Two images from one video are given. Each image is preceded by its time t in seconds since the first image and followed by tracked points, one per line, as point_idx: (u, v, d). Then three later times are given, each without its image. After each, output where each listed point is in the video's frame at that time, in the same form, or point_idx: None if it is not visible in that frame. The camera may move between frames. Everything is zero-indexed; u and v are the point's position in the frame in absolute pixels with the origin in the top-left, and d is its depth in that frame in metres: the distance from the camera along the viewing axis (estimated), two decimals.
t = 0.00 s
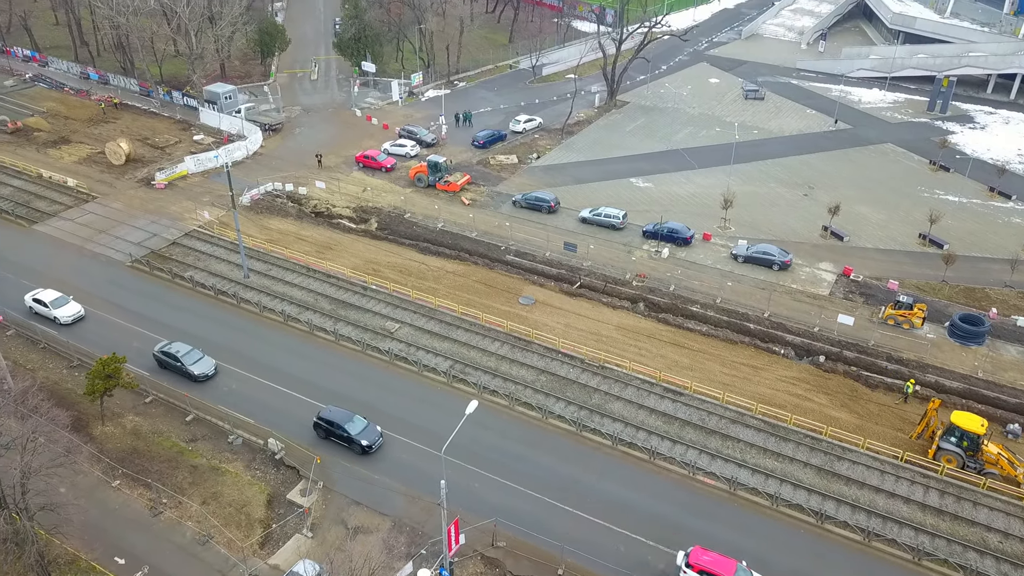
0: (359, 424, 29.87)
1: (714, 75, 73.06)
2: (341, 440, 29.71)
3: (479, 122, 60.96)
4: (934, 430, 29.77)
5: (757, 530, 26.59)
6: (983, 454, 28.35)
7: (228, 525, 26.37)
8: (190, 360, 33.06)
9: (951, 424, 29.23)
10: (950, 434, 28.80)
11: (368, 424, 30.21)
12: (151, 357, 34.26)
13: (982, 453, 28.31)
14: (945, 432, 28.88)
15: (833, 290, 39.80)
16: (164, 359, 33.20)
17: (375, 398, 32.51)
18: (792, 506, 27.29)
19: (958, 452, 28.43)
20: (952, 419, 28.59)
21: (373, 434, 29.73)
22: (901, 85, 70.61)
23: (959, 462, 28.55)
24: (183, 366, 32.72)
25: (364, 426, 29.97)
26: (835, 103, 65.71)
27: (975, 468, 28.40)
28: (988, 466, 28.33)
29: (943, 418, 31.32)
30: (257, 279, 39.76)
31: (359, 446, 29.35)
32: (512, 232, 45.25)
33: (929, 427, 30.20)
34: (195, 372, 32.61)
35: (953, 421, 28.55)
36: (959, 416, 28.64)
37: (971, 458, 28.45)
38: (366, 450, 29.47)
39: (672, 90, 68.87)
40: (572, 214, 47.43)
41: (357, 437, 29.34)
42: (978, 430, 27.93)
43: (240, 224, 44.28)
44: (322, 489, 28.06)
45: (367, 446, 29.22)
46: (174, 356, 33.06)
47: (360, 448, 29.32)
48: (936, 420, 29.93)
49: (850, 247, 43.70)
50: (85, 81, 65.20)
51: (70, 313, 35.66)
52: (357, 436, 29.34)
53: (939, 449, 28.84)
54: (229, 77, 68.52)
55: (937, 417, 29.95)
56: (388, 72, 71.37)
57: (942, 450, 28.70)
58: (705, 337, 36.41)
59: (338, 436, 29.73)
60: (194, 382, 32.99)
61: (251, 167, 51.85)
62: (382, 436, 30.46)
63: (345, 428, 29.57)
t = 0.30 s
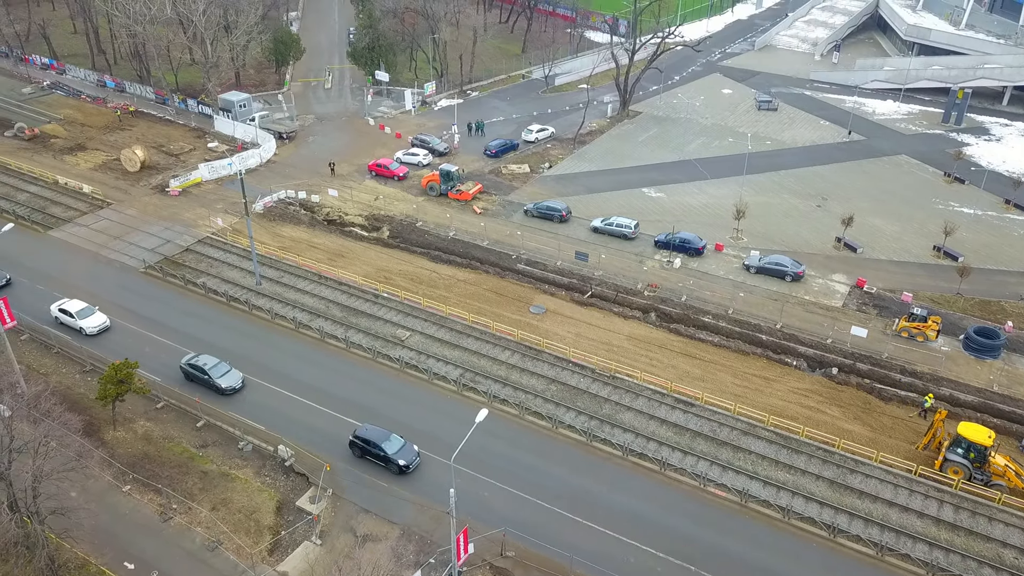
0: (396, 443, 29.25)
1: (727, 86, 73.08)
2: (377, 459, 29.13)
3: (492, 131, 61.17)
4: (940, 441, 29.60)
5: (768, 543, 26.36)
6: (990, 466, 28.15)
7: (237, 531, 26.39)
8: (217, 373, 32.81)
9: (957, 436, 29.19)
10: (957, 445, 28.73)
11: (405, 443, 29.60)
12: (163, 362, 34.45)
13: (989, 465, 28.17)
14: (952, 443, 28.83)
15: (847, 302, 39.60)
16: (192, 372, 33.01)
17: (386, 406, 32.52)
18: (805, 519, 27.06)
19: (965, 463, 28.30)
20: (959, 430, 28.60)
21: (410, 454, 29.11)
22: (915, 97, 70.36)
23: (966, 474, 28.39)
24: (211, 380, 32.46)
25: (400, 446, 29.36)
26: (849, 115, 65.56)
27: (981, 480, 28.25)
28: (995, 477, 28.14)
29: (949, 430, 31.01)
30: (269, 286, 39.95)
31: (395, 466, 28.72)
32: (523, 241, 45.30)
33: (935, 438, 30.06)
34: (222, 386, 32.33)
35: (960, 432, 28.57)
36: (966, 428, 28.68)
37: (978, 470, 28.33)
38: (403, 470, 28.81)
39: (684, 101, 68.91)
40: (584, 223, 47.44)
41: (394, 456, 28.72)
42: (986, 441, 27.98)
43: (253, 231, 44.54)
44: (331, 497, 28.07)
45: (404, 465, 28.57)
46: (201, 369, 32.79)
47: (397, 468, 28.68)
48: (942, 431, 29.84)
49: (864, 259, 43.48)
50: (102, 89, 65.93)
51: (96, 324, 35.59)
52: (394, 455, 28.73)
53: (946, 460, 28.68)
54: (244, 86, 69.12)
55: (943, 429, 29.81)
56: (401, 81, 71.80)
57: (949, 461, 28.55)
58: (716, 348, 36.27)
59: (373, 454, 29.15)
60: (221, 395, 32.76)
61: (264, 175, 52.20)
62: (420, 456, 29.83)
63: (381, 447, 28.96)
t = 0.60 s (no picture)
0: (435, 464, 28.63)
1: (740, 96, 73.07)
2: (415, 480, 28.52)
3: (504, 140, 61.38)
4: (947, 453, 29.41)
5: (779, 556, 26.13)
6: (997, 478, 27.98)
7: (247, 538, 26.43)
8: (245, 387, 32.57)
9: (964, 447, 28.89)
10: (964, 457, 28.41)
11: (443, 464, 28.98)
12: (176, 368, 34.65)
13: (997, 476, 27.91)
14: (959, 455, 28.55)
15: (860, 314, 39.38)
16: (219, 385, 32.83)
17: (396, 414, 32.53)
18: (817, 533, 26.82)
19: (972, 474, 27.98)
20: (967, 441, 28.33)
21: (449, 475, 28.51)
22: (930, 108, 70.11)
23: (973, 486, 28.08)
24: (238, 394, 32.23)
25: (439, 467, 28.75)
26: (863, 126, 65.37)
27: (989, 492, 27.94)
28: (1002, 489, 27.97)
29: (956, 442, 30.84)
30: (282, 293, 40.14)
31: (435, 488, 28.10)
32: (535, 250, 45.34)
33: (941, 450, 29.89)
34: (249, 401, 32.06)
35: (968, 443, 28.28)
36: (973, 439, 28.38)
37: (985, 481, 28.02)
38: (442, 492, 28.22)
39: (697, 111, 68.95)
40: (595, 232, 47.45)
41: (433, 478, 28.11)
42: (993, 453, 27.64)
43: (266, 239, 44.81)
44: (341, 504, 28.06)
45: (444, 488, 27.98)
46: (228, 383, 32.59)
47: (437, 490, 28.07)
48: (948, 442, 29.58)
49: (878, 270, 43.25)
50: (119, 96, 66.67)
51: (122, 335, 35.52)
52: (433, 477, 28.13)
53: (953, 472, 28.40)
54: (259, 94, 69.72)
55: (950, 439, 29.52)
56: (414, 90, 72.23)
57: (956, 473, 28.28)
58: (728, 359, 36.11)
59: (411, 475, 28.54)
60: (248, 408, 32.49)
61: (278, 182, 52.55)
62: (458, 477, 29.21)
63: (420, 468, 28.35)
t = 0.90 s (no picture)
0: (477, 488, 27.83)
1: (753, 107, 72.99)
2: (456, 504, 27.74)
3: (517, 150, 61.55)
4: (954, 464, 29.24)
5: (791, 569, 25.89)
6: (1005, 490, 27.64)
7: (256, 545, 26.46)
8: (272, 402, 32.30)
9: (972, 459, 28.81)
10: (971, 468, 28.32)
11: (484, 487, 28.17)
12: (188, 374, 34.82)
13: (1005, 488, 27.63)
14: (966, 466, 28.48)
15: (874, 326, 39.14)
16: (246, 400, 32.56)
17: (407, 423, 32.53)
18: (829, 546, 26.56)
19: (979, 485, 27.81)
20: (974, 452, 28.21)
21: (490, 498, 27.73)
22: (945, 120, 69.81)
23: (980, 497, 27.89)
24: (266, 408, 31.97)
25: (480, 490, 27.96)
26: (877, 137, 65.15)
27: (996, 503, 27.64)
28: (1011, 502, 27.58)
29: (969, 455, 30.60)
30: (294, 300, 40.31)
31: (477, 512, 27.37)
32: (547, 259, 45.35)
33: (949, 461, 29.69)
34: (277, 415, 31.76)
35: (975, 454, 28.21)
36: (981, 450, 28.32)
37: (993, 493, 27.78)
38: (484, 516, 27.49)
39: (710, 121, 68.93)
40: (607, 242, 47.43)
41: (475, 501, 27.32)
42: (1000, 463, 27.54)
43: (279, 246, 45.07)
44: (351, 512, 28.06)
45: (486, 512, 27.26)
46: (256, 397, 32.35)
47: (479, 514, 27.35)
48: (956, 454, 29.47)
49: (892, 282, 43.01)
50: (135, 104, 67.36)
51: (149, 347, 35.38)
52: (475, 501, 27.34)
53: (960, 483, 28.23)
54: (273, 103, 70.28)
55: (958, 451, 29.38)
56: (428, 99, 72.61)
57: (962, 483, 28.10)
58: (740, 370, 35.95)
59: (452, 499, 27.78)
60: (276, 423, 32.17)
61: (291, 190, 52.89)
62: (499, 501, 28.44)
63: (462, 492, 27.56)
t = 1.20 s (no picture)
0: (521, 513, 27.11)
1: (767, 118, 72.90)
2: (500, 530, 27.05)
3: (529, 160, 61.72)
4: (960, 475, 29.05)
5: None
6: (1013, 502, 27.23)
7: (265, 552, 26.49)
8: (300, 417, 31.95)
9: (979, 469, 28.26)
10: (978, 479, 27.81)
11: (529, 513, 27.44)
12: (200, 380, 34.99)
13: (1012, 500, 27.21)
14: (973, 477, 28.01)
15: (888, 338, 38.89)
16: (273, 415, 32.24)
17: (417, 431, 32.53)
18: (841, 560, 26.30)
19: (986, 498, 27.38)
20: (981, 464, 27.61)
21: (535, 525, 26.92)
22: (960, 131, 69.49)
23: (987, 509, 27.52)
24: (293, 423, 31.63)
25: (525, 516, 27.20)
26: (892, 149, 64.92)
27: (1003, 515, 27.30)
28: (1019, 514, 27.23)
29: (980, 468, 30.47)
30: (305, 307, 40.47)
31: (521, 539, 26.57)
32: (558, 269, 45.36)
33: (955, 472, 29.54)
34: (304, 430, 31.42)
35: (982, 466, 27.62)
36: (988, 461, 27.70)
37: (1000, 505, 27.35)
38: (529, 543, 26.63)
39: (723, 132, 68.89)
40: (619, 252, 47.41)
41: (519, 528, 26.58)
42: (1008, 476, 26.90)
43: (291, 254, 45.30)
44: (360, 520, 28.04)
45: (531, 539, 26.38)
46: (283, 412, 32.02)
47: (523, 541, 26.51)
48: (962, 464, 29.17)
49: (906, 294, 42.72)
50: (151, 112, 68.05)
51: (176, 359, 35.17)
52: (519, 527, 26.61)
53: (966, 495, 27.83)
54: (287, 111, 70.83)
55: (964, 461, 29.05)
56: (440, 109, 72.97)
57: (969, 496, 27.69)
58: (752, 382, 35.76)
59: (496, 525, 27.08)
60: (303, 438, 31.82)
61: (305, 198, 53.22)
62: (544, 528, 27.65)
63: (505, 517, 26.87)
